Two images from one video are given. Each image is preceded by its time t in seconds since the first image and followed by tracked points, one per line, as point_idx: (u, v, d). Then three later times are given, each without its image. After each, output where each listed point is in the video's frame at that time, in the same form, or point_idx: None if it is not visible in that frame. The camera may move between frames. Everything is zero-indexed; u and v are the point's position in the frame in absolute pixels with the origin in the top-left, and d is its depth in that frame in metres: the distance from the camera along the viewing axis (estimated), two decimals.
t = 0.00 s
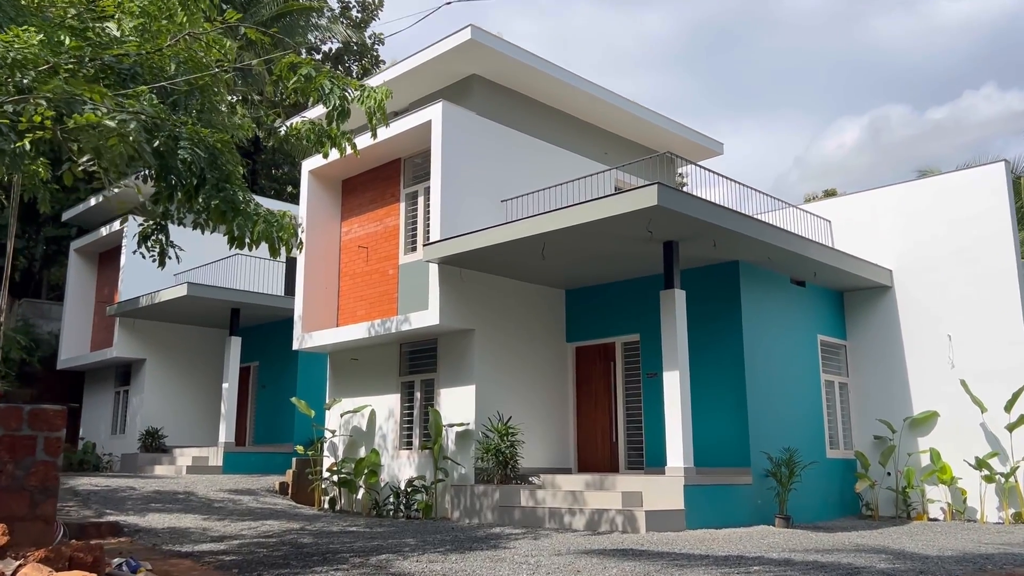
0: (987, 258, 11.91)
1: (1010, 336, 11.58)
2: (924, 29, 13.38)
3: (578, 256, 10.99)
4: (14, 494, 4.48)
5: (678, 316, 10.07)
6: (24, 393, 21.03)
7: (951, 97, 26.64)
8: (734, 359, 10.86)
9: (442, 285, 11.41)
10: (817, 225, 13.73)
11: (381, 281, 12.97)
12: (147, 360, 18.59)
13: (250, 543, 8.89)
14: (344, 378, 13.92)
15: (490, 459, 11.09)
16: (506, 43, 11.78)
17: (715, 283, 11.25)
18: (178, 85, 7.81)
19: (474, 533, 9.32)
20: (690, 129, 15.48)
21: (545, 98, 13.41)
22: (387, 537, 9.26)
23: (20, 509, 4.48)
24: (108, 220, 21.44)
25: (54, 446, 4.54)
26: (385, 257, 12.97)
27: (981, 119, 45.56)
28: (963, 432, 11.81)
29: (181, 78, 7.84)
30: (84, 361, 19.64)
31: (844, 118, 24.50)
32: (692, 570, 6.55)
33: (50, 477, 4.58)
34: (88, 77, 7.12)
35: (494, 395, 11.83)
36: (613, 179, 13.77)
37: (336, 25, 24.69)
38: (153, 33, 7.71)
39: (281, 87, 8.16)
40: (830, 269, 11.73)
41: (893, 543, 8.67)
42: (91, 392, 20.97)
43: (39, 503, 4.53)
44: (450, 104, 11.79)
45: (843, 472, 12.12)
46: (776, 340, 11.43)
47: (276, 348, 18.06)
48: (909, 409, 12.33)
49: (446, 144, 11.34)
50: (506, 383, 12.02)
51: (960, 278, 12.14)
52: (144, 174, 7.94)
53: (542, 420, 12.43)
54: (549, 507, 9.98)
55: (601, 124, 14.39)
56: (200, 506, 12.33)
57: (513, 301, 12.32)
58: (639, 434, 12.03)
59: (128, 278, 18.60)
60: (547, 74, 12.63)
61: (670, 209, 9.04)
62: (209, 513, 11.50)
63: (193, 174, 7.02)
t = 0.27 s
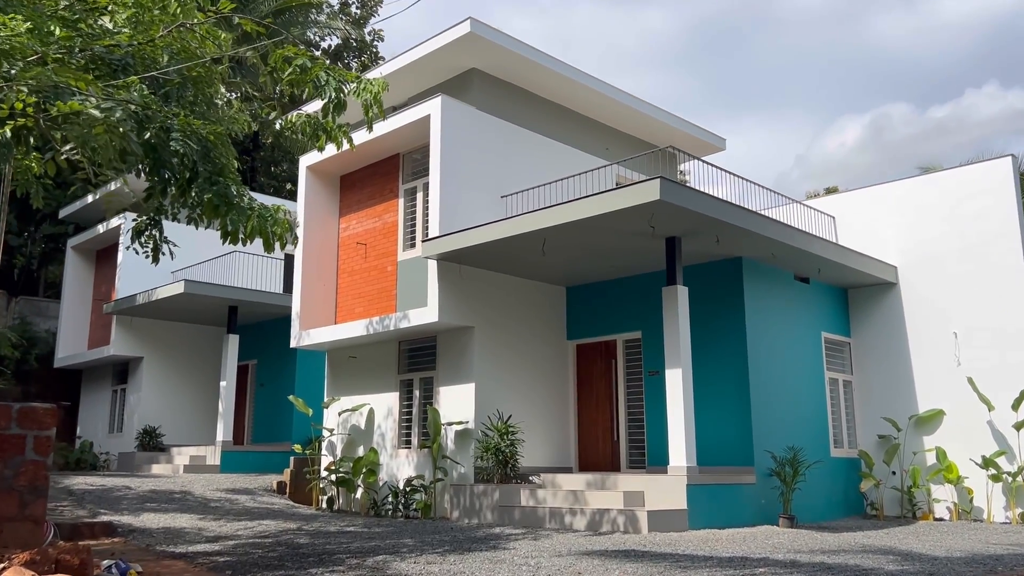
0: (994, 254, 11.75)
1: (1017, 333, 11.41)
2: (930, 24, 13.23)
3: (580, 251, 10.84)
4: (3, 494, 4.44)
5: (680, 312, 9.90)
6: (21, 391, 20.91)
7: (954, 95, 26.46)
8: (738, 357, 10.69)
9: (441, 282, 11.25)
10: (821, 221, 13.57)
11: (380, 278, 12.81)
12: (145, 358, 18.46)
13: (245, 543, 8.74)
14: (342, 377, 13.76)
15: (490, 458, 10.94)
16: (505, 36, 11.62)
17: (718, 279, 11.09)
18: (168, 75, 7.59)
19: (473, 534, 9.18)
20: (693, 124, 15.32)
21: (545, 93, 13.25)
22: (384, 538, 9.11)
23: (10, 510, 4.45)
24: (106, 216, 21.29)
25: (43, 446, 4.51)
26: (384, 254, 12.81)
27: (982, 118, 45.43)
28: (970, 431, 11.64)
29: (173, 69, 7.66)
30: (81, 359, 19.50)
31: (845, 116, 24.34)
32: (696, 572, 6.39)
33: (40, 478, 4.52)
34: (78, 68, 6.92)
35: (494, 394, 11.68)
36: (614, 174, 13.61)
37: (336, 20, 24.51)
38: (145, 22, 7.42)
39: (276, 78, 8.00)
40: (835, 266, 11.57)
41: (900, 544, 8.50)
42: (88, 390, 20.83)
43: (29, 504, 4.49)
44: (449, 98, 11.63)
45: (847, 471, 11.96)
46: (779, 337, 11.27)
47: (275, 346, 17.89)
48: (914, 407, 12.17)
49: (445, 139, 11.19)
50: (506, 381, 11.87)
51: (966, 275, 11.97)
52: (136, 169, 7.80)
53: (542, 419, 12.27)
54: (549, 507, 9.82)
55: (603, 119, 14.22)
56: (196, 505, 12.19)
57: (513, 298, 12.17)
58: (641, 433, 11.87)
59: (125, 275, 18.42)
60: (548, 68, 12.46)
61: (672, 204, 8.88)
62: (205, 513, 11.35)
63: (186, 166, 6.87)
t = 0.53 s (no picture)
0: (1000, 249, 11.58)
1: None
2: (935, 17, 13.08)
3: (580, 247, 10.68)
4: None
5: (683, 308, 9.74)
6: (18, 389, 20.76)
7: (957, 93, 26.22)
8: (741, 354, 10.53)
9: (440, 278, 11.09)
10: (825, 216, 13.40)
11: (378, 274, 12.65)
12: (142, 356, 18.31)
13: (240, 543, 8.57)
14: (340, 374, 13.60)
15: (489, 456, 10.78)
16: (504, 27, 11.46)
17: (721, 275, 10.93)
18: (159, 65, 7.44)
19: (473, 533, 9.04)
20: (694, 119, 15.18)
21: (545, 87, 13.09)
22: (382, 538, 8.94)
23: None
24: (103, 213, 21.13)
25: (34, 443, 3.69)
26: (382, 250, 12.65)
27: (984, 116, 45.29)
28: (976, 429, 11.48)
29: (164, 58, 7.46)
30: (78, 357, 19.35)
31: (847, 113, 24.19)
32: (701, 573, 6.22)
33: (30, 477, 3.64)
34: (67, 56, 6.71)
35: (494, 391, 11.52)
36: (615, 169, 13.45)
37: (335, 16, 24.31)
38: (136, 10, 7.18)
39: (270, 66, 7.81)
40: (839, 261, 11.41)
41: (907, 544, 8.34)
42: (85, 389, 20.68)
43: (16, 503, 3.62)
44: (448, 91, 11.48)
45: (852, 470, 11.80)
46: (783, 334, 11.11)
47: (273, 343, 17.73)
48: (919, 404, 12.02)
49: (443, 132, 11.03)
50: (506, 379, 11.71)
51: (972, 270, 11.81)
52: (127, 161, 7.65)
53: (541, 416, 12.11)
54: (549, 506, 9.65)
55: (604, 113, 14.06)
56: (192, 504, 12.03)
57: (513, 294, 12.01)
58: (642, 431, 11.72)
59: (122, 273, 18.23)
60: (548, 61, 12.30)
61: (675, 197, 8.71)
62: (201, 512, 11.20)
63: (177, 157, 6.74)
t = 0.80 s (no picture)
0: (1005, 244, 11.42)
1: None
2: (938, 12, 12.92)
3: (580, 242, 10.51)
4: None
5: (684, 304, 9.57)
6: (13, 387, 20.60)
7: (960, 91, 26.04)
8: (743, 351, 10.37)
9: (437, 274, 10.93)
10: (828, 211, 13.23)
11: (375, 271, 12.48)
12: (138, 353, 18.15)
13: (233, 544, 8.41)
14: (337, 371, 13.44)
15: (488, 455, 10.62)
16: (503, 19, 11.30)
17: (723, 270, 10.77)
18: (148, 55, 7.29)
19: (470, 533, 8.89)
20: (694, 113, 15.01)
21: (545, 80, 12.92)
22: (378, 538, 8.78)
23: None
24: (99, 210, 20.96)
25: (18, 442, 3.64)
26: (379, 246, 12.48)
27: (986, 115, 45.10)
28: (982, 427, 11.31)
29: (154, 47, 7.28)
30: (74, 354, 19.20)
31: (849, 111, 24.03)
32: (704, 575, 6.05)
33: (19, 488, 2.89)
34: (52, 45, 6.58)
35: (493, 389, 11.36)
36: (615, 164, 13.28)
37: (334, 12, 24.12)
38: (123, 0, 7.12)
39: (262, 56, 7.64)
40: (843, 257, 11.24)
41: (912, 544, 8.18)
42: (81, 387, 20.53)
43: None
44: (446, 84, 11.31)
45: (855, 468, 11.64)
46: (785, 331, 10.94)
47: (270, 341, 17.57)
48: (924, 402, 11.85)
49: (441, 126, 10.87)
50: (505, 377, 11.55)
51: (978, 266, 11.64)
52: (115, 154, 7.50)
53: (541, 415, 11.95)
54: (548, 505, 9.49)
55: (604, 107, 13.89)
56: (186, 503, 11.87)
57: (512, 291, 11.84)
58: (642, 429, 11.56)
59: (119, 271, 18.04)
60: (547, 54, 12.14)
61: (677, 190, 8.54)
62: (195, 511, 11.04)
63: (166, 148, 6.58)
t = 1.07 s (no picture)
0: (1011, 240, 11.27)
1: None
2: (943, 5, 12.75)
3: (580, 237, 10.36)
4: None
5: (685, 301, 9.43)
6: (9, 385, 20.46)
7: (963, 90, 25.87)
8: (745, 349, 10.22)
9: (435, 270, 10.79)
10: (831, 207, 13.08)
11: (372, 268, 12.33)
12: (134, 351, 18.02)
13: (227, 544, 8.26)
14: (334, 369, 13.29)
15: (486, 453, 10.49)
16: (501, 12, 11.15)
17: (725, 266, 10.62)
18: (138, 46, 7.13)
19: (467, 533, 8.74)
20: (695, 108, 14.87)
21: (545, 75, 12.77)
22: (375, 538, 8.64)
23: None
24: (96, 207, 20.80)
25: (4, 441, 3.94)
26: (377, 243, 12.33)
27: (988, 114, 44.93)
28: (987, 425, 11.17)
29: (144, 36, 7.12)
30: (71, 352, 19.05)
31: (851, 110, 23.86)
32: None
33: None
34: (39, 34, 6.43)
35: (491, 387, 11.22)
36: (616, 159, 13.12)
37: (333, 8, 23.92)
38: None
39: (254, 47, 7.48)
40: (846, 253, 11.10)
41: (918, 544, 8.03)
42: (78, 385, 20.38)
43: None
44: (443, 77, 11.16)
45: (859, 467, 11.49)
46: (788, 328, 10.80)
47: (267, 339, 17.43)
48: (928, 401, 11.71)
49: (439, 120, 10.72)
50: (503, 374, 11.40)
51: (983, 263, 11.49)
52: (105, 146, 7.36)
53: (541, 413, 11.80)
54: (548, 504, 9.35)
55: (603, 102, 13.75)
56: (181, 503, 11.73)
57: (511, 287, 11.69)
58: (643, 428, 11.41)
59: (115, 269, 17.90)
60: (546, 47, 11.99)
61: (677, 184, 8.39)
62: (189, 511, 10.89)
63: (156, 141, 6.43)
